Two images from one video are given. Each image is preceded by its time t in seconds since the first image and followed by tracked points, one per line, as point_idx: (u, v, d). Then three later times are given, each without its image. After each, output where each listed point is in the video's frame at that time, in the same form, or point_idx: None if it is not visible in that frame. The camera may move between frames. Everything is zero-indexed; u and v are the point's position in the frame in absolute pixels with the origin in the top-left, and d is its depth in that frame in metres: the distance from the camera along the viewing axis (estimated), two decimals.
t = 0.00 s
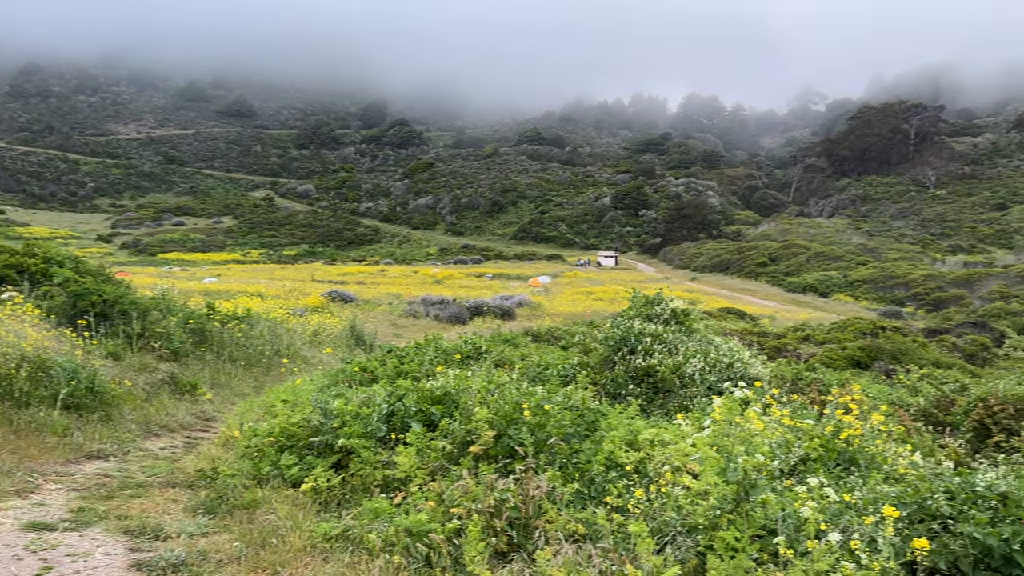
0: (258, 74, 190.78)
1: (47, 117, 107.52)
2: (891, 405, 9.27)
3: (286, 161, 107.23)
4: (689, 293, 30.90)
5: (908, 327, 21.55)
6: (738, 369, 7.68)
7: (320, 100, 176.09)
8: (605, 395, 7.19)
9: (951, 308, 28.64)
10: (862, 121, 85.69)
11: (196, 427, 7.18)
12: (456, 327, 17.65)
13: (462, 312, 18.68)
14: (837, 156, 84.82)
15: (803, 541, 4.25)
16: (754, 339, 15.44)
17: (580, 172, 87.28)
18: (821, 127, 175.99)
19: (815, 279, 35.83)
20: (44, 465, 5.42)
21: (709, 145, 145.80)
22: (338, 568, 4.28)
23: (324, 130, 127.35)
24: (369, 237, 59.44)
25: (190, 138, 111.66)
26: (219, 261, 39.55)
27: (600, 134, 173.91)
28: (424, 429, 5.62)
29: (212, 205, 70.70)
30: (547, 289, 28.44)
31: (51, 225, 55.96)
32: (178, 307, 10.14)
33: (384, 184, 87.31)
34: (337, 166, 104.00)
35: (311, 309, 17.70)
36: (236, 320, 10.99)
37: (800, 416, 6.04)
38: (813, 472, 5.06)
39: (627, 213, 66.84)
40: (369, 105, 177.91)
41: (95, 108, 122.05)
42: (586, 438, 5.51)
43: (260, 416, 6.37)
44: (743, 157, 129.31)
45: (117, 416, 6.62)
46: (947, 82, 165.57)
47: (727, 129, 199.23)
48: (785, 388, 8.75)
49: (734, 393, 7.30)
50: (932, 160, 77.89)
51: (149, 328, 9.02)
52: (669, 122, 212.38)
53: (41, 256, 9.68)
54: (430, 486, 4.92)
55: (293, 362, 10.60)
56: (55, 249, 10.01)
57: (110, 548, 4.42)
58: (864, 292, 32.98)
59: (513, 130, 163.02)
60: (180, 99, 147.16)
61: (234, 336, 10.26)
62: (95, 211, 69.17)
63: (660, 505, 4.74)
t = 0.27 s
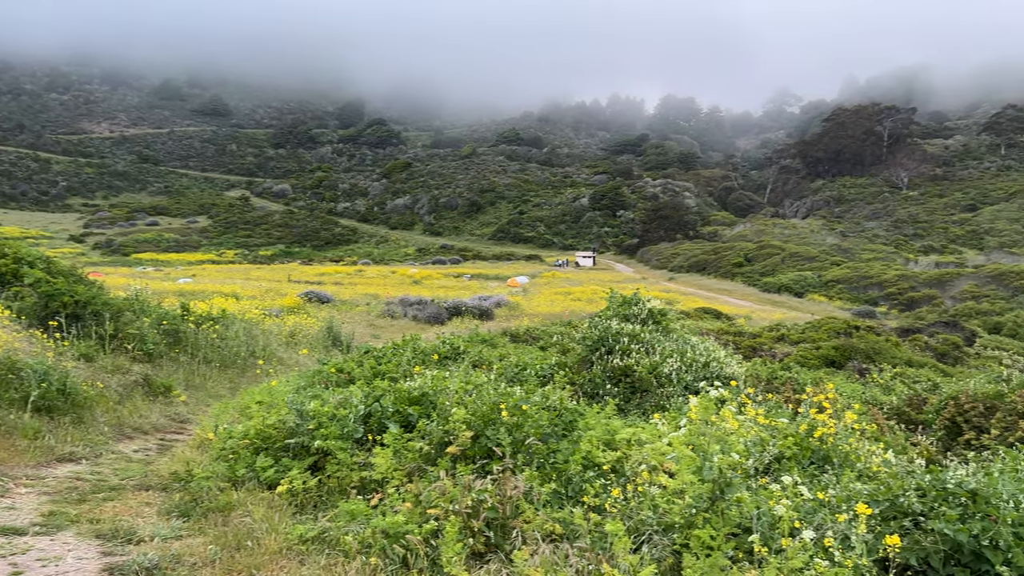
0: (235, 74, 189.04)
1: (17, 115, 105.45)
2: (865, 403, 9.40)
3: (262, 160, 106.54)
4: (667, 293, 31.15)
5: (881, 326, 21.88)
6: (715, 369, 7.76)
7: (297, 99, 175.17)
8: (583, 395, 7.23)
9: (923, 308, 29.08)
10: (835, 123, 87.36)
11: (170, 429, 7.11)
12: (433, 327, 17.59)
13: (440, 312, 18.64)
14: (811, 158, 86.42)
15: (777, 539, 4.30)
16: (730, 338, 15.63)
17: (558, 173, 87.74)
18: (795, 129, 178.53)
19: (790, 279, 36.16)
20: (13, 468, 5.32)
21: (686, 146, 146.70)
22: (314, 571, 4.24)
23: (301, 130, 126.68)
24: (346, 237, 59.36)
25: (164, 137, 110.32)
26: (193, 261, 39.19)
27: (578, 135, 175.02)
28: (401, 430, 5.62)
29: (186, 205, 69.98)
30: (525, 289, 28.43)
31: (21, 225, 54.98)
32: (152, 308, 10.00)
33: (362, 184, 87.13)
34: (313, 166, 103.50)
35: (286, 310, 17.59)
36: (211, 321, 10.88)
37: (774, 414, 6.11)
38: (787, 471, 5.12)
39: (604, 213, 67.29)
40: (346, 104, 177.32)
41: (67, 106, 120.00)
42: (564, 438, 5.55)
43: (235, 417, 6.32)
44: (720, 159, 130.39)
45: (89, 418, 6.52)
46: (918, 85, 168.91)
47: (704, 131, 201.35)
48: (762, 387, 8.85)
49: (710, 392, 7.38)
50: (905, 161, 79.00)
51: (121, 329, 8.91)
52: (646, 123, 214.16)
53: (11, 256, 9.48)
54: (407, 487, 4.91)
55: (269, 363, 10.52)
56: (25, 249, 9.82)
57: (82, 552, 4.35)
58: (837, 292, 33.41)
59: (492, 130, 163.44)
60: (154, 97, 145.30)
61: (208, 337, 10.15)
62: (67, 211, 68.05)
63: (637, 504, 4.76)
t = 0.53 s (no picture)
0: (212, 73, 187.02)
1: None
2: (840, 402, 9.50)
3: (238, 160, 105.77)
4: (646, 293, 31.32)
5: (858, 326, 22.09)
6: (691, 368, 7.84)
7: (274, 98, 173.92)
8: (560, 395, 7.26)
9: (898, 307, 29.43)
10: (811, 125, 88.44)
11: (144, 431, 7.01)
12: (412, 327, 17.52)
13: (419, 313, 18.59)
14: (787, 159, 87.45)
15: (753, 536, 4.33)
16: (708, 338, 15.78)
17: (537, 173, 88.04)
18: (771, 130, 180.74)
19: (766, 279, 36.41)
20: None
21: (664, 147, 147.31)
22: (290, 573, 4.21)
23: (278, 129, 125.92)
24: (324, 237, 59.17)
25: (139, 136, 108.88)
26: (168, 261, 38.78)
27: (557, 135, 175.79)
28: (379, 431, 5.61)
29: (161, 205, 69.19)
30: (504, 289, 28.28)
31: None
32: (126, 309, 9.89)
33: (340, 184, 86.81)
34: (290, 166, 102.95)
35: (263, 311, 17.44)
36: (186, 322, 10.75)
37: (750, 413, 6.17)
38: (762, 469, 5.17)
39: (583, 214, 67.40)
40: (324, 104, 176.41)
41: (39, 104, 117.91)
42: (541, 438, 5.57)
43: (211, 419, 6.26)
44: (698, 160, 131.33)
45: (61, 420, 6.44)
46: (892, 87, 171.54)
47: (681, 132, 203.03)
48: (739, 386, 8.94)
49: (687, 391, 7.45)
50: (880, 163, 80.00)
51: (94, 331, 8.80)
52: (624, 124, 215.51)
53: None
54: (384, 488, 4.89)
55: (245, 365, 10.42)
56: None
57: (53, 557, 4.28)
58: (814, 292, 33.72)
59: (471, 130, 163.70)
60: (129, 96, 143.31)
61: (183, 338, 10.03)
62: (39, 211, 66.91)
63: (615, 503, 4.78)
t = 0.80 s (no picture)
0: (188, 72, 184.45)
1: None
2: (815, 401, 9.62)
3: (214, 159, 104.90)
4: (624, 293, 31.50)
5: (832, 325, 22.36)
6: (669, 367, 7.89)
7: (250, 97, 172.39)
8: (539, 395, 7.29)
9: (872, 307, 29.84)
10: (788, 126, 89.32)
11: (118, 433, 6.93)
12: (390, 328, 17.47)
13: (398, 313, 18.53)
14: (763, 160, 88.43)
15: (729, 535, 4.34)
16: (685, 337, 15.92)
17: (516, 174, 88.24)
18: (747, 131, 182.89)
19: (743, 279, 36.71)
20: None
21: (644, 148, 147.89)
22: None
23: (254, 128, 124.93)
24: (301, 237, 58.94)
25: (113, 135, 107.34)
26: (142, 262, 38.32)
27: (537, 136, 176.30)
28: (356, 433, 5.61)
29: (136, 205, 68.32)
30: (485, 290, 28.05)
31: None
32: (99, 310, 9.77)
33: (317, 183, 86.41)
34: (267, 165, 102.28)
35: (239, 312, 17.27)
36: (160, 323, 10.62)
37: (727, 412, 6.23)
38: (738, 467, 5.22)
39: (562, 214, 67.62)
40: (301, 103, 175.28)
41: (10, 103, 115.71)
42: (520, 438, 5.58)
43: (186, 422, 6.20)
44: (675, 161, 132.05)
45: (33, 424, 6.35)
46: (866, 89, 174.24)
47: (659, 133, 204.58)
48: (715, 386, 9.03)
49: (664, 390, 7.51)
50: (855, 164, 81.02)
51: (67, 332, 8.70)
52: (602, 124, 216.64)
53: None
54: (362, 490, 4.86)
55: (221, 366, 10.32)
56: None
57: (24, 562, 4.22)
58: (790, 292, 34.04)
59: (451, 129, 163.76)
60: (103, 95, 141.18)
61: (158, 339, 9.92)
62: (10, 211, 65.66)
63: (592, 503, 4.80)
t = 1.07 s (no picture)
0: (164, 71, 182.06)
1: None
2: (791, 399, 9.70)
3: (189, 159, 103.83)
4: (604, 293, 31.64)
5: (806, 324, 22.59)
6: (647, 367, 7.94)
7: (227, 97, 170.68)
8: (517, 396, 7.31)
9: (846, 306, 30.23)
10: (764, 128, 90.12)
11: (91, 437, 6.84)
12: (368, 328, 17.42)
13: (376, 314, 18.45)
14: (739, 161, 89.20)
15: (704, 533, 4.36)
16: (664, 337, 16.01)
17: (495, 174, 88.17)
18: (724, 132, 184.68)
19: (719, 279, 37.01)
20: None
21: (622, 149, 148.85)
22: None
23: (230, 127, 123.79)
24: (278, 237, 58.61)
25: (86, 134, 105.63)
26: (116, 263, 37.79)
27: (516, 136, 176.52)
28: (333, 435, 5.60)
29: (109, 205, 67.37)
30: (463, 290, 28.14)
31: None
32: (72, 311, 9.63)
33: (294, 183, 85.89)
34: (243, 165, 101.42)
35: (216, 313, 17.10)
36: (134, 324, 10.48)
37: (704, 411, 6.28)
38: (714, 466, 5.27)
39: (540, 215, 67.74)
40: (278, 103, 173.90)
41: None
42: (498, 438, 5.59)
43: (160, 424, 6.14)
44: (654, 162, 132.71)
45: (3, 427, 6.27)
46: (841, 90, 176.57)
47: (637, 134, 205.73)
48: (693, 385, 9.08)
49: (642, 390, 7.55)
50: (829, 165, 81.93)
51: (38, 334, 8.59)
52: (581, 125, 217.41)
53: None
54: (340, 492, 4.84)
55: (196, 368, 10.21)
56: None
57: None
58: (765, 292, 34.31)
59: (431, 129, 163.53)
60: (76, 94, 138.87)
61: (132, 341, 9.79)
62: None
63: (570, 503, 4.81)
